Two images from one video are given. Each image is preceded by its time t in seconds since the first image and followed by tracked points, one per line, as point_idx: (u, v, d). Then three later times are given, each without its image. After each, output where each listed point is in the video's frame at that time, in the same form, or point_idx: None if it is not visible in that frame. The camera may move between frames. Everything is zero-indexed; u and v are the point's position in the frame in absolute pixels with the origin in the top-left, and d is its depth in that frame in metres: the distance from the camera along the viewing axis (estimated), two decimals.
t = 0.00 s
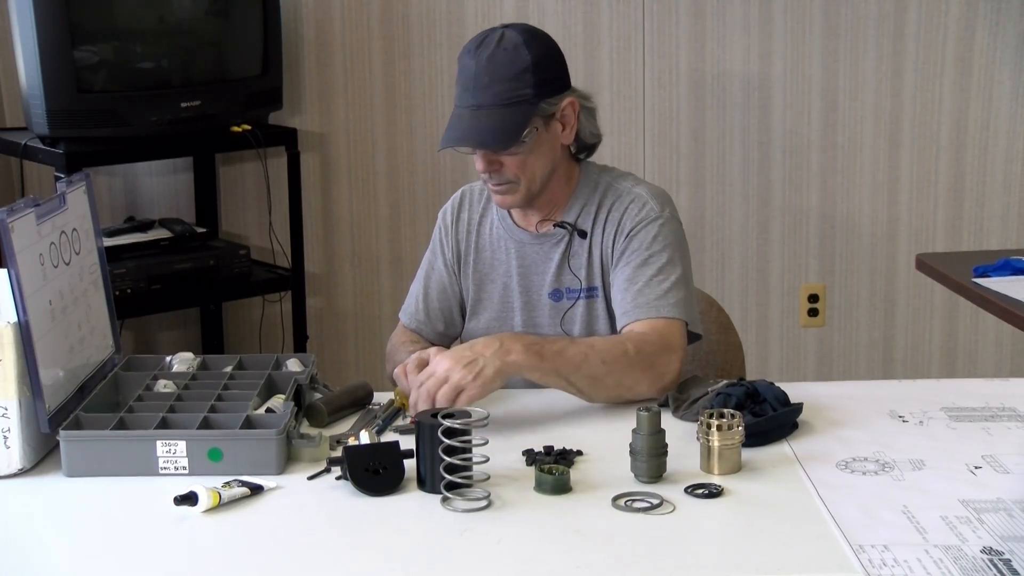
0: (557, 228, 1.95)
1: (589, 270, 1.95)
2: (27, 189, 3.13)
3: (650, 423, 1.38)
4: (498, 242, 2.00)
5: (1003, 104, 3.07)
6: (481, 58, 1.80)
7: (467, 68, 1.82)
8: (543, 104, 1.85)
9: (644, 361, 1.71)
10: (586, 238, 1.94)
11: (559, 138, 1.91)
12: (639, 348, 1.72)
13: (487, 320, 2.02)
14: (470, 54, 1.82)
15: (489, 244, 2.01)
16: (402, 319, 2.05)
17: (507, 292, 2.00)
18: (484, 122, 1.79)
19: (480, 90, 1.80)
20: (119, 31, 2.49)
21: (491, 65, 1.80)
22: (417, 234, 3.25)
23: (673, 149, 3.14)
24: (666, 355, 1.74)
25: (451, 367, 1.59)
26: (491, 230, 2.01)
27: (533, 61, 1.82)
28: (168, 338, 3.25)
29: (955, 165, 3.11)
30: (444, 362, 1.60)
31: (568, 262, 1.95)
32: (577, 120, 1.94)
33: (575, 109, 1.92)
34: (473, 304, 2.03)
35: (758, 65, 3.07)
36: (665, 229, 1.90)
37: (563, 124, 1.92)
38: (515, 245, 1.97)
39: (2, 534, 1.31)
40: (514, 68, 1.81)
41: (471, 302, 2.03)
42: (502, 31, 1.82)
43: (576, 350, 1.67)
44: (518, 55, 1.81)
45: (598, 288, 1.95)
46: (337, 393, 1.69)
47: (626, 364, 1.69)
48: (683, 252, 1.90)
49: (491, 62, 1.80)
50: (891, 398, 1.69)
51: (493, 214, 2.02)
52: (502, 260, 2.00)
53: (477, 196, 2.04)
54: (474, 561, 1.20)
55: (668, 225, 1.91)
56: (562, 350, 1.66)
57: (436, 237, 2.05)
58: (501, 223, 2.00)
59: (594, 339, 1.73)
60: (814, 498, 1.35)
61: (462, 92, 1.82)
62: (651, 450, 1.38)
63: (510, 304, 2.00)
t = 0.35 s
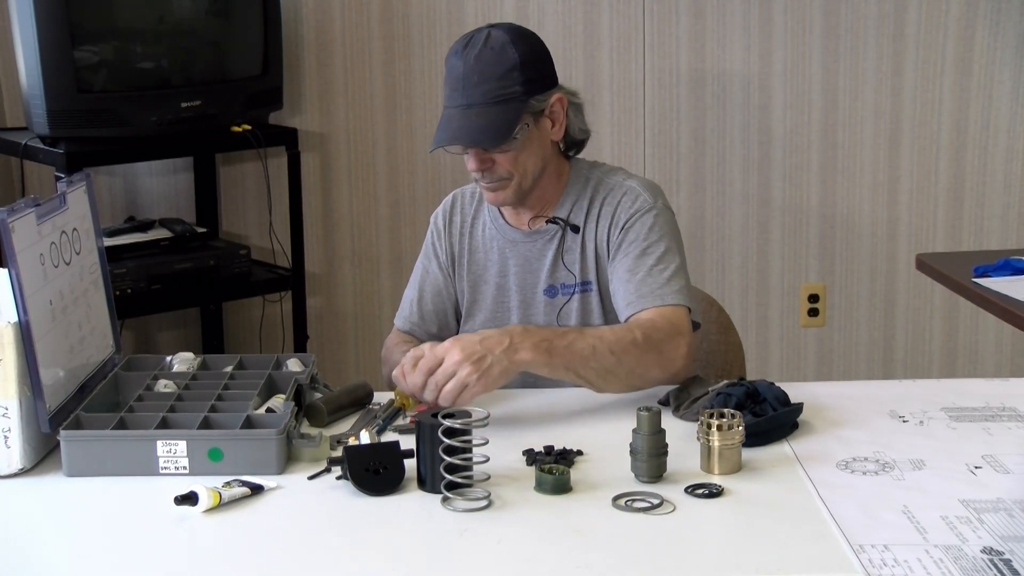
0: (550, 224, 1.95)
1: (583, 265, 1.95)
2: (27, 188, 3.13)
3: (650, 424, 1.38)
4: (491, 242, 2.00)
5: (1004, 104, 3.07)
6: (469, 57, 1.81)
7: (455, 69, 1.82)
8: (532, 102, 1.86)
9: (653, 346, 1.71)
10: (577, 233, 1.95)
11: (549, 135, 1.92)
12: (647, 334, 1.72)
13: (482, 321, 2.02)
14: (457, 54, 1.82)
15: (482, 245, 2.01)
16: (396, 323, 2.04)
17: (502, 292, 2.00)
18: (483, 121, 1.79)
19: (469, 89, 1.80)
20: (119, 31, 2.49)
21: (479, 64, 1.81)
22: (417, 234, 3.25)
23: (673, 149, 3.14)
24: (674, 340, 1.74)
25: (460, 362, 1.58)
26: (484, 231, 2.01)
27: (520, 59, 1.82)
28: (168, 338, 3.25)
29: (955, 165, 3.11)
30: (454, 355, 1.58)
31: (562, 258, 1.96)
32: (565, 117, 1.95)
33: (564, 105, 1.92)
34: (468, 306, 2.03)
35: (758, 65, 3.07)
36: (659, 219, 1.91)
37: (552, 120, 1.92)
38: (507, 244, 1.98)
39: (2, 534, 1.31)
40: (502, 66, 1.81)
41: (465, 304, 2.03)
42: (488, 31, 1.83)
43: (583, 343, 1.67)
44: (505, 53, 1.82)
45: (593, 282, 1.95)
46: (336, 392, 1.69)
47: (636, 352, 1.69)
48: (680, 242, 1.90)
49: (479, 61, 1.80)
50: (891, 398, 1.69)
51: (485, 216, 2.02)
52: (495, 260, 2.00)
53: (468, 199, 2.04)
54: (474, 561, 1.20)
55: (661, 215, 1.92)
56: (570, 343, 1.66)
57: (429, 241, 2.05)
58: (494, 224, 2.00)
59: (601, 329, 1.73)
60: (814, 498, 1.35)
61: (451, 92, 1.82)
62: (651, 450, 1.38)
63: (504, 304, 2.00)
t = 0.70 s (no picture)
0: (547, 223, 1.95)
1: (580, 264, 1.95)
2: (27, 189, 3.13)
3: (650, 424, 1.38)
4: (489, 242, 2.00)
5: (1004, 104, 3.07)
6: (466, 56, 1.80)
7: (452, 68, 1.82)
8: (530, 99, 1.86)
9: (646, 350, 1.72)
10: (575, 233, 1.95)
11: (546, 133, 1.92)
12: (640, 338, 1.73)
13: (480, 319, 2.02)
14: (454, 53, 1.82)
15: (481, 244, 2.01)
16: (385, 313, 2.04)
17: (500, 291, 2.00)
18: (483, 121, 1.79)
19: (467, 87, 1.80)
20: (119, 31, 2.49)
21: (476, 63, 1.80)
22: (417, 234, 3.25)
23: (673, 149, 3.14)
24: (669, 340, 1.75)
25: (454, 373, 1.59)
26: (483, 230, 2.01)
27: (516, 56, 1.82)
28: (168, 339, 3.25)
29: (955, 165, 3.11)
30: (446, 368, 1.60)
31: (559, 257, 1.95)
32: (563, 116, 1.96)
33: (561, 105, 1.94)
34: (466, 305, 2.03)
35: (758, 65, 3.07)
36: (656, 219, 1.91)
37: (549, 119, 1.93)
38: (505, 243, 1.98)
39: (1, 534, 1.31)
40: (499, 64, 1.81)
41: (464, 303, 2.03)
42: (484, 30, 1.83)
43: (575, 352, 1.68)
44: (502, 51, 1.81)
45: (590, 282, 1.95)
46: (336, 392, 1.69)
47: (628, 356, 1.70)
48: (678, 242, 1.91)
49: (476, 60, 1.80)
50: (891, 398, 1.69)
51: (485, 215, 2.02)
52: (493, 260, 2.00)
53: (468, 198, 2.04)
54: (474, 561, 1.20)
55: (658, 215, 1.92)
56: (562, 354, 1.68)
57: (425, 239, 2.05)
58: (492, 223, 2.00)
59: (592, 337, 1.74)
60: (814, 498, 1.35)
61: (449, 90, 1.82)
62: (651, 450, 1.38)
63: (503, 303, 2.00)
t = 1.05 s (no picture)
0: (551, 222, 1.95)
1: (583, 264, 1.95)
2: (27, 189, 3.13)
3: (650, 424, 1.38)
4: (492, 241, 2.00)
5: (1003, 105, 3.07)
6: (476, 54, 1.81)
7: (462, 65, 1.82)
8: (538, 100, 1.86)
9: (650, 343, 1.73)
10: (578, 233, 1.95)
11: (553, 134, 1.92)
12: (642, 333, 1.74)
13: (482, 318, 2.02)
14: (464, 51, 1.83)
15: (484, 243, 2.01)
16: (383, 306, 2.04)
17: (502, 291, 2.00)
18: (484, 121, 1.79)
19: (475, 86, 1.81)
20: (119, 31, 2.49)
21: (485, 62, 1.81)
22: (417, 234, 3.25)
23: (672, 149, 3.14)
24: (674, 331, 1.75)
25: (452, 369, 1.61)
26: (486, 229, 2.01)
27: (526, 57, 1.83)
28: (168, 338, 3.25)
29: (955, 165, 3.11)
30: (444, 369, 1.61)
31: (561, 256, 1.96)
32: (569, 117, 1.96)
33: (568, 105, 1.94)
34: (469, 303, 2.03)
35: (758, 66, 3.07)
36: (658, 216, 1.91)
37: (556, 119, 1.93)
38: (507, 242, 1.98)
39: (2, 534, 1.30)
40: (508, 63, 1.82)
41: (467, 301, 2.04)
42: (496, 29, 1.84)
43: (578, 351, 1.68)
44: (512, 51, 1.82)
45: (593, 282, 1.95)
46: (335, 392, 1.68)
47: (632, 350, 1.70)
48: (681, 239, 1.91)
49: (486, 59, 1.81)
50: (891, 398, 1.69)
51: (488, 214, 2.02)
52: (496, 258, 2.00)
53: (471, 196, 2.05)
54: (474, 561, 1.20)
55: (660, 212, 1.92)
56: (564, 353, 1.68)
57: (427, 236, 2.05)
58: (495, 221, 2.00)
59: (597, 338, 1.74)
60: (813, 498, 1.35)
61: (457, 88, 1.83)
62: (651, 450, 1.38)
63: (504, 302, 2.00)
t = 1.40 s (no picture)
0: (554, 221, 1.95)
1: (587, 263, 1.95)
2: (27, 188, 3.13)
3: (650, 424, 1.38)
4: (494, 239, 2.00)
5: (1004, 105, 3.07)
6: (483, 52, 1.82)
7: (468, 63, 1.83)
8: (544, 99, 1.86)
9: (664, 350, 1.72)
10: (582, 232, 1.95)
11: (558, 133, 1.92)
12: (656, 341, 1.73)
13: (483, 317, 2.02)
14: (471, 48, 1.83)
15: (486, 241, 2.01)
16: (386, 307, 2.06)
17: (503, 289, 1.99)
18: (485, 121, 1.79)
19: (481, 83, 1.81)
20: (119, 31, 2.49)
21: (492, 59, 1.81)
22: (417, 233, 3.25)
23: (673, 149, 3.14)
24: (688, 337, 1.75)
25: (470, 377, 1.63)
26: (487, 227, 2.01)
27: (533, 57, 1.83)
28: (168, 338, 3.25)
29: (956, 165, 3.11)
30: (465, 374, 1.64)
31: (565, 255, 1.95)
32: (575, 116, 1.95)
33: (573, 106, 1.92)
34: (471, 301, 2.03)
35: (758, 66, 3.07)
36: (666, 220, 1.92)
37: (562, 119, 1.92)
38: (509, 240, 1.98)
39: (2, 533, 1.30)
40: (515, 61, 1.82)
41: (469, 299, 2.03)
42: (503, 27, 1.84)
43: (593, 363, 1.69)
44: (519, 50, 1.82)
45: (597, 281, 1.95)
46: (335, 392, 1.68)
47: (647, 358, 1.70)
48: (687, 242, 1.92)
49: (492, 56, 1.81)
50: (891, 398, 1.69)
51: (489, 211, 2.02)
52: (498, 256, 1.99)
53: (472, 194, 2.05)
54: (474, 561, 1.20)
55: (668, 215, 1.93)
56: (579, 366, 1.69)
57: (428, 234, 2.05)
58: (497, 219, 2.00)
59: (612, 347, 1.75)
60: (814, 498, 1.35)
61: (463, 85, 1.84)
62: (652, 449, 1.38)
63: (506, 301, 2.00)
